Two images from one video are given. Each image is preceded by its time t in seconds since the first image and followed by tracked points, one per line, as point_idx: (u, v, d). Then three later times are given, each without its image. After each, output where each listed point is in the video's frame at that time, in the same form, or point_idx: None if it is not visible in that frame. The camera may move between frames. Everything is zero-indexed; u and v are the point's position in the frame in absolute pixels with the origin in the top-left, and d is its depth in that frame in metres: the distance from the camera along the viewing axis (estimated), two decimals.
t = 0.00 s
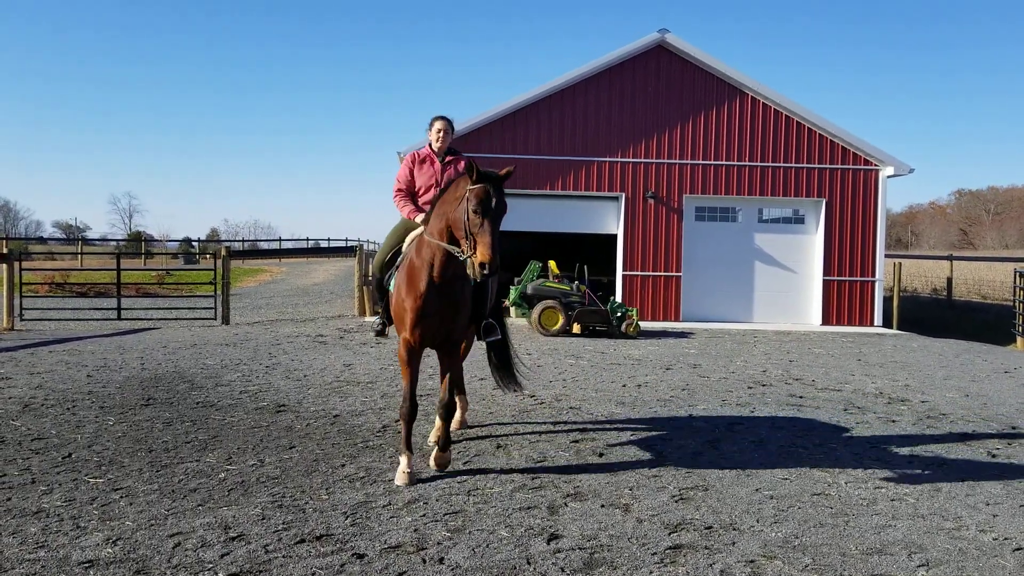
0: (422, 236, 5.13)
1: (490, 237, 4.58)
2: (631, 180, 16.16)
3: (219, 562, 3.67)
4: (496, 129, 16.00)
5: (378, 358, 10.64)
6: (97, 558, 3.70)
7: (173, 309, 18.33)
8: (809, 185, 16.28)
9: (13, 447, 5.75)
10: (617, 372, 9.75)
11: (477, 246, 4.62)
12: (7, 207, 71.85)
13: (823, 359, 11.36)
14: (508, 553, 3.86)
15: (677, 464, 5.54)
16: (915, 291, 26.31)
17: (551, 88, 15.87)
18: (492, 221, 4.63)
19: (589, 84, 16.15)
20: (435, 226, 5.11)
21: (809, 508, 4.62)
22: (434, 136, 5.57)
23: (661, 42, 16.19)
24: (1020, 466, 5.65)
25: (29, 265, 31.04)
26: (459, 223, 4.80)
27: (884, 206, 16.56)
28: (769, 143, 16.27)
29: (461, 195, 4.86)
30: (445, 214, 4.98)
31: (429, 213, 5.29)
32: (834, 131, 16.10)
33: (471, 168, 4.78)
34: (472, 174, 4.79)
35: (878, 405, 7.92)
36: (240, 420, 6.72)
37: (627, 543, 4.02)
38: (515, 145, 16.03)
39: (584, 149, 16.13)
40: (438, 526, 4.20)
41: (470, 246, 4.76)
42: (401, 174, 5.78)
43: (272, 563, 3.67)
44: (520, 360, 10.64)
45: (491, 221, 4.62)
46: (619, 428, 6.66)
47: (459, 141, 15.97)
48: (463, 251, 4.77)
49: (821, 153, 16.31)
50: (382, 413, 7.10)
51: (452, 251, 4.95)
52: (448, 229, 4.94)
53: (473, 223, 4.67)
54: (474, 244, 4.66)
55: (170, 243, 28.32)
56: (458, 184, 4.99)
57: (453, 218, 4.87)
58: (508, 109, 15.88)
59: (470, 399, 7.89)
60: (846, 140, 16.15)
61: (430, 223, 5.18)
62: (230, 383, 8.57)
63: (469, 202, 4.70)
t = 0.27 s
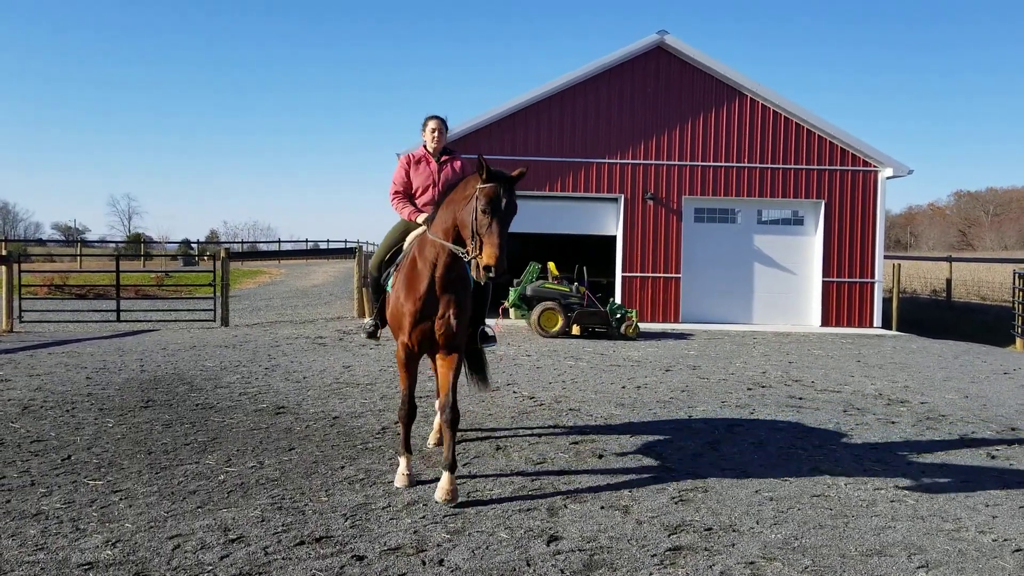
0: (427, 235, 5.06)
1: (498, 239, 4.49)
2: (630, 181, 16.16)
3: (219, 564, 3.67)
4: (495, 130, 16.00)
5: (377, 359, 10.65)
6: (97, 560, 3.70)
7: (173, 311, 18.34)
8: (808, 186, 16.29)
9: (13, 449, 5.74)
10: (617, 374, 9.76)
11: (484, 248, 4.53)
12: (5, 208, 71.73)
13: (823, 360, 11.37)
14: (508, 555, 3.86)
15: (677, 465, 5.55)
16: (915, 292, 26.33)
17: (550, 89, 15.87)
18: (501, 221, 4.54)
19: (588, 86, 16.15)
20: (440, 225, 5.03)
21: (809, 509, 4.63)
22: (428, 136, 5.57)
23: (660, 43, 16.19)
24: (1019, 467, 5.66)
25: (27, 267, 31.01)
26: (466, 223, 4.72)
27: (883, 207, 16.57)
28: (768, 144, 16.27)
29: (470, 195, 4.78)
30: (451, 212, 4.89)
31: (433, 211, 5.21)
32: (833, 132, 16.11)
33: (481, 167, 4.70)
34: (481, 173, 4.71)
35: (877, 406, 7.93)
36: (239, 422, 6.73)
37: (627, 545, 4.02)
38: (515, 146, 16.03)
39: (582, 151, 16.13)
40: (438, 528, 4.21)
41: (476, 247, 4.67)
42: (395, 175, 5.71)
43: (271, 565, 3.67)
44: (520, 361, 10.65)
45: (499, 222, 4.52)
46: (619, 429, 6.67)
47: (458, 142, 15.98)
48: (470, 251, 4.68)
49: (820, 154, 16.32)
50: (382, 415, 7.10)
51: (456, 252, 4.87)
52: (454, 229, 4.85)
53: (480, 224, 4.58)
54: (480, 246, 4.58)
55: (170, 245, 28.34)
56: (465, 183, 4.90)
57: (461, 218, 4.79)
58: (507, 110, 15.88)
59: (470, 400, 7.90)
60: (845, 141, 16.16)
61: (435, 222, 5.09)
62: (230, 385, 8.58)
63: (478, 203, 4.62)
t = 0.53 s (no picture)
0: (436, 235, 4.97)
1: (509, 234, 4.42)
2: (631, 181, 16.16)
3: (220, 563, 3.67)
4: (496, 130, 16.00)
5: (378, 359, 10.65)
6: (99, 559, 3.70)
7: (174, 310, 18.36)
8: (809, 186, 16.28)
9: (14, 449, 5.74)
10: (618, 373, 9.75)
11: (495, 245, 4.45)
12: (7, 208, 71.75)
13: (824, 360, 11.36)
14: (508, 554, 3.85)
15: (678, 465, 5.54)
16: (916, 292, 26.31)
17: (552, 89, 15.86)
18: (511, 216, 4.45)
19: (590, 85, 16.15)
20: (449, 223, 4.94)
21: (810, 509, 4.62)
22: (431, 132, 5.46)
23: (662, 43, 16.18)
24: (1020, 467, 5.65)
25: (28, 267, 31.03)
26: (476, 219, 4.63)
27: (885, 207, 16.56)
28: (769, 143, 16.26)
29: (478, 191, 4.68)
30: (460, 209, 4.80)
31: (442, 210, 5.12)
32: (834, 132, 16.10)
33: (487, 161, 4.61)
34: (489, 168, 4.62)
35: (879, 406, 7.93)
36: (240, 421, 6.73)
37: (628, 544, 4.02)
38: (516, 146, 16.03)
39: (584, 150, 16.13)
40: (439, 528, 4.21)
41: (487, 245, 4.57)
42: (398, 173, 5.57)
43: (272, 564, 3.67)
44: (521, 361, 10.65)
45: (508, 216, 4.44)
46: (620, 429, 6.67)
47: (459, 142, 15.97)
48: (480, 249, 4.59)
49: (821, 154, 16.31)
50: (383, 414, 7.10)
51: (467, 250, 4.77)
52: (463, 228, 4.76)
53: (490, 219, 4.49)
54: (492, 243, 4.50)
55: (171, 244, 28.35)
56: (473, 179, 4.81)
57: (470, 215, 4.70)
58: (508, 110, 15.88)
59: (471, 400, 7.90)
60: (846, 141, 16.15)
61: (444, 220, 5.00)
62: (232, 384, 8.58)
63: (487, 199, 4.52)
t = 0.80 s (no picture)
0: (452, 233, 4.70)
1: (537, 221, 4.12)
2: (631, 181, 16.16)
3: (220, 563, 3.67)
4: (496, 130, 16.00)
5: (377, 359, 10.66)
6: (98, 559, 3.70)
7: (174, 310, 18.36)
8: (809, 186, 16.28)
9: (14, 449, 5.75)
10: (618, 374, 9.76)
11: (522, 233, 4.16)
12: (7, 208, 71.80)
13: (824, 360, 11.36)
14: (508, 555, 3.85)
15: (678, 465, 5.55)
16: (916, 293, 26.33)
17: (552, 89, 15.86)
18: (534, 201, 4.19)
19: (590, 85, 16.14)
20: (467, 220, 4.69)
21: (809, 509, 4.62)
22: (437, 133, 5.31)
23: (661, 43, 16.18)
24: (1019, 467, 5.66)
25: (29, 267, 31.08)
26: (498, 209, 4.35)
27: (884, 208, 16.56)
28: (769, 144, 16.26)
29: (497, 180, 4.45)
30: (479, 204, 4.55)
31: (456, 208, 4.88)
32: (833, 132, 16.11)
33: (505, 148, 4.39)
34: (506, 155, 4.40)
35: (878, 407, 7.95)
36: (240, 421, 6.73)
37: (627, 545, 4.02)
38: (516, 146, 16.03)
39: (584, 151, 16.12)
40: (438, 528, 4.21)
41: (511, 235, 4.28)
42: (404, 175, 5.40)
43: (272, 564, 3.67)
44: (521, 361, 10.65)
45: (534, 202, 4.18)
46: (620, 429, 6.68)
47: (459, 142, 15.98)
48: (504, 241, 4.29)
49: (821, 154, 16.31)
50: (383, 414, 7.10)
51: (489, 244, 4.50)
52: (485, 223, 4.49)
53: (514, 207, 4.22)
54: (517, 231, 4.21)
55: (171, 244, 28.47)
56: (489, 171, 4.59)
57: (490, 207, 4.43)
58: (508, 110, 15.88)
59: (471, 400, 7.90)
60: (846, 141, 16.15)
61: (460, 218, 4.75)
62: (231, 384, 8.59)
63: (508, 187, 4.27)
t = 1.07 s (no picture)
0: (470, 228, 4.55)
1: (577, 212, 4.09)
2: (630, 181, 16.16)
3: (218, 563, 3.67)
4: (496, 130, 15.99)
5: (376, 359, 10.66)
6: (97, 559, 3.70)
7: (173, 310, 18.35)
8: (808, 186, 16.28)
9: (13, 449, 5.74)
10: (618, 374, 9.76)
11: (561, 224, 4.11)
12: (5, 208, 71.74)
13: (823, 360, 11.36)
14: (507, 555, 3.86)
15: (678, 465, 5.55)
16: (915, 293, 26.33)
17: (551, 89, 15.86)
18: (571, 193, 4.15)
19: (590, 85, 16.15)
20: (489, 215, 4.57)
21: (809, 509, 4.62)
22: (446, 124, 5.07)
23: (661, 43, 16.19)
24: (1018, 467, 5.67)
25: (27, 267, 31.06)
26: (530, 202, 4.28)
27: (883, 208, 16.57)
28: (768, 144, 16.26)
29: (527, 173, 4.37)
30: (505, 197, 4.46)
31: (473, 202, 4.74)
32: (833, 132, 16.11)
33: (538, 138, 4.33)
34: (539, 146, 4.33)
35: (877, 406, 7.95)
36: (239, 422, 6.72)
37: (626, 545, 4.02)
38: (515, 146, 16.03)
39: (583, 151, 16.12)
40: (437, 528, 4.21)
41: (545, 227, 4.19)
42: (406, 166, 5.07)
43: (271, 564, 3.67)
44: (520, 361, 10.65)
45: (574, 194, 4.15)
46: (619, 429, 6.68)
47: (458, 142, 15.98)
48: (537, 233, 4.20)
49: (820, 154, 16.32)
50: (382, 415, 7.10)
51: (517, 238, 4.41)
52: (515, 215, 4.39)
53: (551, 199, 4.17)
54: (554, 222, 4.14)
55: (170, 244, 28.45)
56: (512, 164, 4.51)
57: (523, 199, 4.34)
58: (508, 110, 15.87)
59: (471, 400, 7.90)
60: (845, 142, 16.16)
61: (480, 212, 4.63)
62: (230, 384, 8.59)
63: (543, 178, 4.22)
